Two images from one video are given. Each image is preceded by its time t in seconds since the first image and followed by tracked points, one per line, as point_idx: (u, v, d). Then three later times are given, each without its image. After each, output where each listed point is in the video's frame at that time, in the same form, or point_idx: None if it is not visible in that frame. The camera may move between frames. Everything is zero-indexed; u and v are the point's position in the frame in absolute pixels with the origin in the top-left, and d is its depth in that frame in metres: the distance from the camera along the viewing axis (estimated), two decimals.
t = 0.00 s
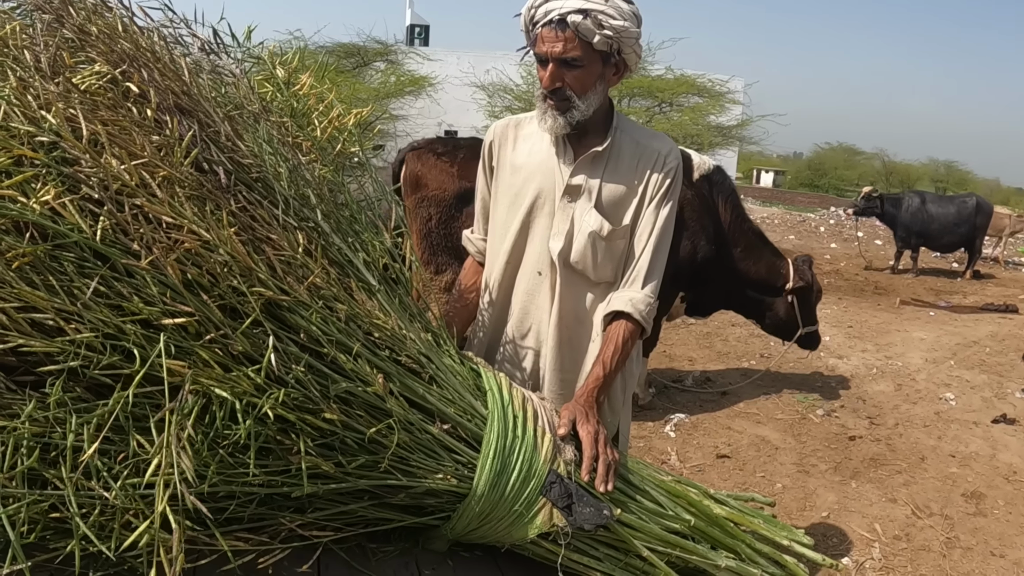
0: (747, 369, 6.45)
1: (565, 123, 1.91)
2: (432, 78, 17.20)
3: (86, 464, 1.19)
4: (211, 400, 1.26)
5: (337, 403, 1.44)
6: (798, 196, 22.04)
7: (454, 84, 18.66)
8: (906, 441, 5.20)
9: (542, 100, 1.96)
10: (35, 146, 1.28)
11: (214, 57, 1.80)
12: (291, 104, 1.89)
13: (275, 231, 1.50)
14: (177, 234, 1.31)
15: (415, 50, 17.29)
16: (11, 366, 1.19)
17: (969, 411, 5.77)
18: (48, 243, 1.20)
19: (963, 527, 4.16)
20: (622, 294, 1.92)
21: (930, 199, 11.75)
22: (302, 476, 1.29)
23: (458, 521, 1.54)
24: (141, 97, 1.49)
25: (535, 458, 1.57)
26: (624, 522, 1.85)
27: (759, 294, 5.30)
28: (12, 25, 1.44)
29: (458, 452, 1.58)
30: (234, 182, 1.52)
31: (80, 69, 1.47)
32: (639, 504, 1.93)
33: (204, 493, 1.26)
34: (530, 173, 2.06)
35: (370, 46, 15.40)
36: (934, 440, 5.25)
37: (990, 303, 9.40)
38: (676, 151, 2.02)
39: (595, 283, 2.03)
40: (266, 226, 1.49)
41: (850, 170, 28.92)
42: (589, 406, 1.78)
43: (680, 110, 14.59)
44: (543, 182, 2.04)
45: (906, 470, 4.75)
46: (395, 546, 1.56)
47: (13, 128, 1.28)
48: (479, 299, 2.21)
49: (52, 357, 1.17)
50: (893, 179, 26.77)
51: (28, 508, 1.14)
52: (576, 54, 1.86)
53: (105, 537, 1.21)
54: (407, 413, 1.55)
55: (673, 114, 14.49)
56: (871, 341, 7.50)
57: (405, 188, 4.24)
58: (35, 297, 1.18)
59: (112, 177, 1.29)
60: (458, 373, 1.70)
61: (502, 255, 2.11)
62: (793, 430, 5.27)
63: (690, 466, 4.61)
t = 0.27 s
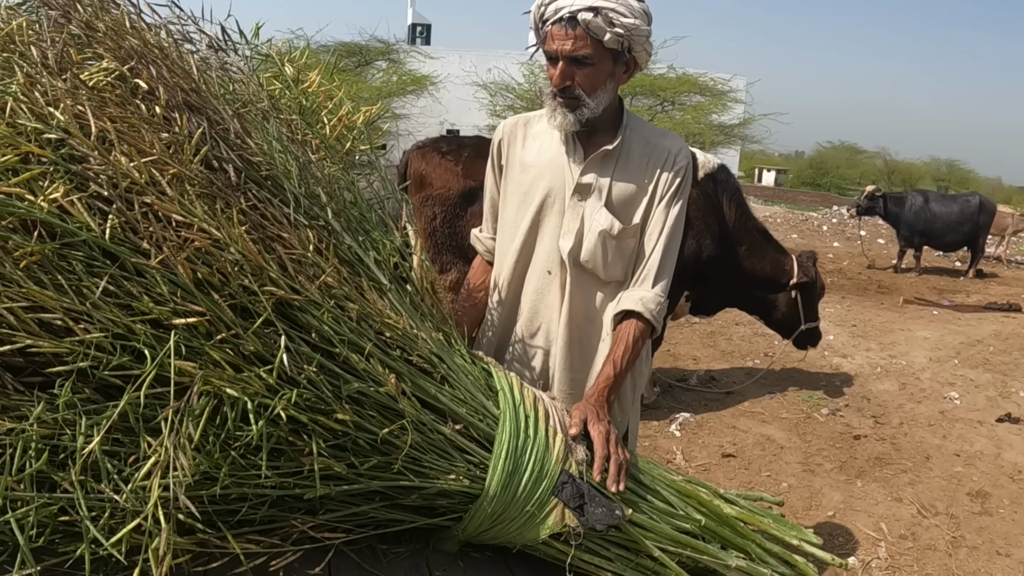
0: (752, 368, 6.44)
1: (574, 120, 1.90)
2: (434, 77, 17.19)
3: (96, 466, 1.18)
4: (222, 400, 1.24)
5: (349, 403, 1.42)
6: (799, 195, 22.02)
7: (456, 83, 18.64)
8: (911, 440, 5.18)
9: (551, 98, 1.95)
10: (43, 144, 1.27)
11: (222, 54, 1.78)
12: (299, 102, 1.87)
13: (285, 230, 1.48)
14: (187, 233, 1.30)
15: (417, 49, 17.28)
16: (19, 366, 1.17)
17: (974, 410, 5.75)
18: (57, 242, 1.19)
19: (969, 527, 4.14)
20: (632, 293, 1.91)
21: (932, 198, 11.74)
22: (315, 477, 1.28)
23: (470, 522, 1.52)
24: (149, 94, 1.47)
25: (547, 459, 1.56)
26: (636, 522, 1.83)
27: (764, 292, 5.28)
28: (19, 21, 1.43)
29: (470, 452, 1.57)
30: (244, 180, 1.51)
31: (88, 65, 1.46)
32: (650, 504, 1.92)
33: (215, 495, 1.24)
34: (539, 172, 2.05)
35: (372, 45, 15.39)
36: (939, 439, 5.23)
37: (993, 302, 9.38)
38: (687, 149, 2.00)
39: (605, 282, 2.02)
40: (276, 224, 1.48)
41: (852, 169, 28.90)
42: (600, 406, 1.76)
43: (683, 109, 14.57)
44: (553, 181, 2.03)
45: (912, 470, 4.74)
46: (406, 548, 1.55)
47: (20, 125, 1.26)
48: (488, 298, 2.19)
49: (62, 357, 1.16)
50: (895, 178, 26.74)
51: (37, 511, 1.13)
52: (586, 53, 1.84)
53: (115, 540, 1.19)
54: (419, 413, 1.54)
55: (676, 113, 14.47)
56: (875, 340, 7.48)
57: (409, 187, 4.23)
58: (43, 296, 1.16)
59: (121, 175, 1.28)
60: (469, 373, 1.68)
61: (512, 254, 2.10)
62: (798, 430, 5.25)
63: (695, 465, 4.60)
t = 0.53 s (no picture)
0: (755, 367, 6.42)
1: (581, 116, 1.88)
2: (434, 77, 17.18)
3: (98, 465, 1.17)
4: (226, 397, 1.23)
5: (355, 401, 1.41)
6: (800, 194, 22.00)
7: (457, 83, 18.61)
8: (915, 439, 5.17)
9: (558, 94, 1.92)
10: (44, 138, 1.25)
11: (225, 49, 1.75)
12: (303, 98, 1.86)
13: (290, 226, 1.47)
14: (190, 228, 1.28)
15: (417, 48, 17.26)
16: (19, 364, 1.16)
17: (977, 409, 5.73)
18: (58, 237, 1.17)
19: (973, 525, 4.13)
20: (639, 290, 1.89)
21: (935, 197, 11.73)
22: (320, 476, 1.27)
23: (476, 521, 1.51)
24: (152, 89, 1.46)
25: (554, 457, 1.54)
26: (642, 521, 1.82)
27: (767, 288, 5.29)
28: (20, 15, 1.41)
29: (476, 450, 1.55)
30: (247, 175, 1.49)
31: (89, 59, 1.44)
32: (657, 503, 1.90)
33: (219, 494, 1.23)
34: (545, 169, 2.04)
35: (373, 44, 15.38)
36: (943, 437, 5.21)
37: (995, 301, 9.36)
38: (693, 145, 1.99)
39: (611, 280, 2.00)
40: (281, 220, 1.46)
41: (852, 168, 28.88)
42: (606, 403, 1.75)
43: (684, 108, 14.56)
44: (559, 177, 2.01)
45: (915, 468, 4.72)
46: (411, 547, 1.53)
47: (21, 119, 1.25)
48: (493, 296, 2.18)
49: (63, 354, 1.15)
50: (896, 177, 26.72)
51: (38, 511, 1.11)
52: (593, 48, 1.83)
53: (117, 540, 1.18)
54: (425, 411, 1.52)
55: (677, 112, 14.45)
56: (878, 338, 7.46)
57: (411, 185, 4.21)
58: (45, 293, 1.15)
59: (124, 169, 1.26)
60: (475, 370, 1.67)
61: (517, 251, 2.08)
62: (801, 428, 5.23)
63: (699, 464, 4.58)
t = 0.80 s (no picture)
0: (756, 367, 6.41)
1: (584, 113, 1.87)
2: (435, 77, 17.18)
3: (100, 464, 1.16)
4: (229, 396, 1.22)
5: (358, 400, 1.40)
6: (801, 194, 21.98)
7: (458, 83, 18.60)
8: (917, 438, 5.16)
9: (560, 91, 1.92)
10: (45, 134, 1.24)
11: (227, 47, 1.75)
12: (306, 95, 1.85)
13: (293, 223, 1.46)
14: (192, 225, 1.27)
15: (418, 49, 17.25)
16: (20, 362, 1.15)
17: (979, 409, 5.72)
18: (59, 234, 1.16)
19: (976, 525, 4.11)
20: (643, 289, 1.88)
21: (936, 196, 11.71)
22: (324, 475, 1.26)
23: (481, 521, 1.50)
24: (154, 85, 1.45)
25: (558, 456, 1.53)
26: (647, 521, 1.81)
27: (772, 280, 5.31)
28: (21, 11, 1.40)
29: (480, 450, 1.54)
30: (250, 173, 1.48)
31: (91, 55, 1.43)
32: (662, 502, 1.89)
33: (222, 493, 1.22)
34: (548, 167, 2.03)
35: (373, 44, 15.38)
36: (945, 437, 5.20)
37: (997, 301, 9.35)
38: (697, 143, 1.98)
39: (615, 278, 1.99)
40: (284, 217, 1.45)
41: (853, 168, 28.87)
42: (611, 402, 1.74)
43: (685, 107, 14.55)
44: (562, 176, 2.00)
45: (918, 468, 4.71)
46: (415, 547, 1.52)
47: (23, 115, 1.24)
48: (496, 294, 2.17)
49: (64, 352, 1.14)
50: (896, 177, 26.70)
51: (38, 511, 1.11)
52: (597, 45, 1.82)
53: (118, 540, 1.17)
54: (429, 410, 1.51)
55: (677, 111, 14.45)
56: (879, 338, 7.45)
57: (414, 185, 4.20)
58: (45, 290, 1.14)
59: (126, 166, 1.25)
60: (479, 369, 1.66)
61: (521, 250, 2.07)
62: (804, 428, 5.22)
63: (701, 464, 4.57)
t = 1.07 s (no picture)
0: (757, 368, 6.41)
1: (586, 114, 1.87)
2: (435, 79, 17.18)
3: (101, 465, 1.15)
4: (232, 397, 1.21)
5: (361, 401, 1.39)
6: (801, 195, 21.99)
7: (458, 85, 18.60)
8: (919, 439, 5.15)
9: (562, 92, 1.92)
10: (47, 134, 1.24)
11: (229, 48, 1.75)
12: (307, 96, 1.85)
13: (296, 224, 1.45)
14: (194, 226, 1.26)
15: (418, 51, 17.26)
16: (21, 363, 1.14)
17: (981, 409, 5.72)
18: (61, 235, 1.15)
19: (978, 526, 4.11)
20: (645, 290, 1.88)
21: (937, 197, 11.70)
22: (327, 477, 1.25)
23: (483, 522, 1.50)
24: (156, 86, 1.44)
25: (562, 458, 1.53)
26: (650, 522, 1.80)
27: (776, 270, 5.30)
28: (22, 11, 1.40)
29: (483, 451, 1.54)
30: (252, 173, 1.47)
31: (93, 56, 1.43)
32: (665, 504, 1.89)
33: (224, 495, 1.21)
34: (550, 168, 2.02)
35: (373, 46, 15.39)
36: (947, 438, 5.20)
37: (997, 302, 9.34)
38: (700, 145, 1.97)
39: (618, 280, 1.99)
40: (287, 218, 1.45)
41: (853, 170, 28.88)
42: (613, 404, 1.73)
43: (685, 109, 14.57)
44: (564, 177, 2.00)
45: (920, 469, 4.70)
46: (417, 549, 1.52)
47: (25, 116, 1.24)
48: (498, 296, 2.16)
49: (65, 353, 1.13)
50: (896, 178, 26.71)
51: (39, 513, 1.10)
52: (599, 46, 1.82)
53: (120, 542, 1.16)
54: (432, 411, 1.51)
55: (677, 113, 14.47)
56: (880, 339, 7.45)
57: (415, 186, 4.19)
58: (47, 290, 1.13)
59: (128, 166, 1.25)
60: (482, 370, 1.65)
61: (523, 251, 2.07)
62: (805, 429, 5.21)
63: (703, 466, 4.56)
